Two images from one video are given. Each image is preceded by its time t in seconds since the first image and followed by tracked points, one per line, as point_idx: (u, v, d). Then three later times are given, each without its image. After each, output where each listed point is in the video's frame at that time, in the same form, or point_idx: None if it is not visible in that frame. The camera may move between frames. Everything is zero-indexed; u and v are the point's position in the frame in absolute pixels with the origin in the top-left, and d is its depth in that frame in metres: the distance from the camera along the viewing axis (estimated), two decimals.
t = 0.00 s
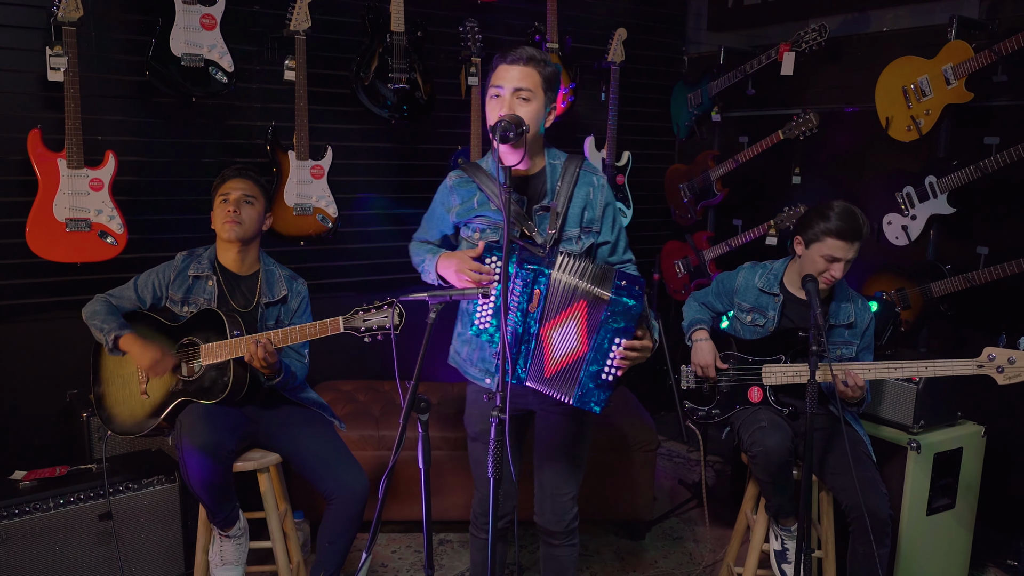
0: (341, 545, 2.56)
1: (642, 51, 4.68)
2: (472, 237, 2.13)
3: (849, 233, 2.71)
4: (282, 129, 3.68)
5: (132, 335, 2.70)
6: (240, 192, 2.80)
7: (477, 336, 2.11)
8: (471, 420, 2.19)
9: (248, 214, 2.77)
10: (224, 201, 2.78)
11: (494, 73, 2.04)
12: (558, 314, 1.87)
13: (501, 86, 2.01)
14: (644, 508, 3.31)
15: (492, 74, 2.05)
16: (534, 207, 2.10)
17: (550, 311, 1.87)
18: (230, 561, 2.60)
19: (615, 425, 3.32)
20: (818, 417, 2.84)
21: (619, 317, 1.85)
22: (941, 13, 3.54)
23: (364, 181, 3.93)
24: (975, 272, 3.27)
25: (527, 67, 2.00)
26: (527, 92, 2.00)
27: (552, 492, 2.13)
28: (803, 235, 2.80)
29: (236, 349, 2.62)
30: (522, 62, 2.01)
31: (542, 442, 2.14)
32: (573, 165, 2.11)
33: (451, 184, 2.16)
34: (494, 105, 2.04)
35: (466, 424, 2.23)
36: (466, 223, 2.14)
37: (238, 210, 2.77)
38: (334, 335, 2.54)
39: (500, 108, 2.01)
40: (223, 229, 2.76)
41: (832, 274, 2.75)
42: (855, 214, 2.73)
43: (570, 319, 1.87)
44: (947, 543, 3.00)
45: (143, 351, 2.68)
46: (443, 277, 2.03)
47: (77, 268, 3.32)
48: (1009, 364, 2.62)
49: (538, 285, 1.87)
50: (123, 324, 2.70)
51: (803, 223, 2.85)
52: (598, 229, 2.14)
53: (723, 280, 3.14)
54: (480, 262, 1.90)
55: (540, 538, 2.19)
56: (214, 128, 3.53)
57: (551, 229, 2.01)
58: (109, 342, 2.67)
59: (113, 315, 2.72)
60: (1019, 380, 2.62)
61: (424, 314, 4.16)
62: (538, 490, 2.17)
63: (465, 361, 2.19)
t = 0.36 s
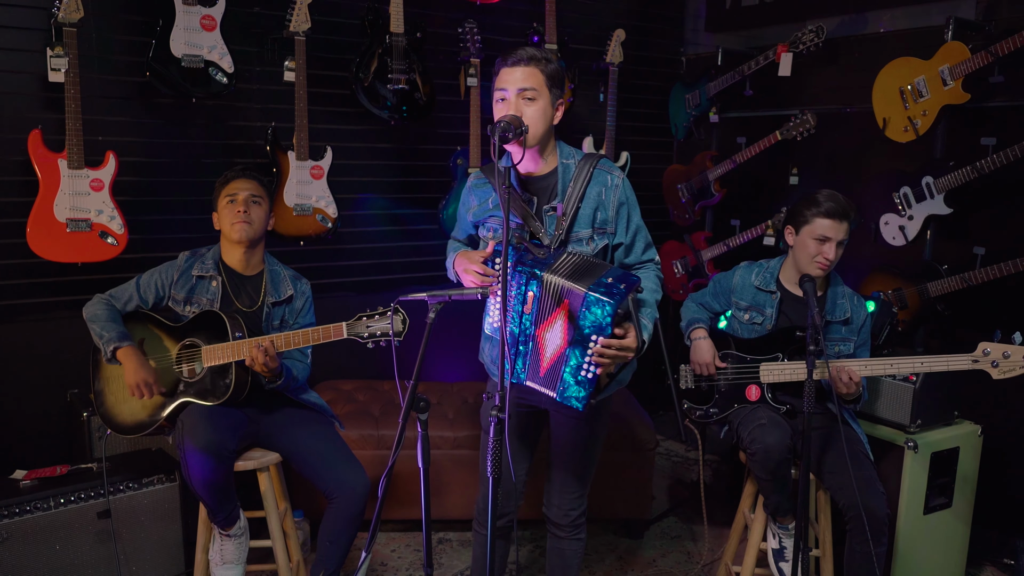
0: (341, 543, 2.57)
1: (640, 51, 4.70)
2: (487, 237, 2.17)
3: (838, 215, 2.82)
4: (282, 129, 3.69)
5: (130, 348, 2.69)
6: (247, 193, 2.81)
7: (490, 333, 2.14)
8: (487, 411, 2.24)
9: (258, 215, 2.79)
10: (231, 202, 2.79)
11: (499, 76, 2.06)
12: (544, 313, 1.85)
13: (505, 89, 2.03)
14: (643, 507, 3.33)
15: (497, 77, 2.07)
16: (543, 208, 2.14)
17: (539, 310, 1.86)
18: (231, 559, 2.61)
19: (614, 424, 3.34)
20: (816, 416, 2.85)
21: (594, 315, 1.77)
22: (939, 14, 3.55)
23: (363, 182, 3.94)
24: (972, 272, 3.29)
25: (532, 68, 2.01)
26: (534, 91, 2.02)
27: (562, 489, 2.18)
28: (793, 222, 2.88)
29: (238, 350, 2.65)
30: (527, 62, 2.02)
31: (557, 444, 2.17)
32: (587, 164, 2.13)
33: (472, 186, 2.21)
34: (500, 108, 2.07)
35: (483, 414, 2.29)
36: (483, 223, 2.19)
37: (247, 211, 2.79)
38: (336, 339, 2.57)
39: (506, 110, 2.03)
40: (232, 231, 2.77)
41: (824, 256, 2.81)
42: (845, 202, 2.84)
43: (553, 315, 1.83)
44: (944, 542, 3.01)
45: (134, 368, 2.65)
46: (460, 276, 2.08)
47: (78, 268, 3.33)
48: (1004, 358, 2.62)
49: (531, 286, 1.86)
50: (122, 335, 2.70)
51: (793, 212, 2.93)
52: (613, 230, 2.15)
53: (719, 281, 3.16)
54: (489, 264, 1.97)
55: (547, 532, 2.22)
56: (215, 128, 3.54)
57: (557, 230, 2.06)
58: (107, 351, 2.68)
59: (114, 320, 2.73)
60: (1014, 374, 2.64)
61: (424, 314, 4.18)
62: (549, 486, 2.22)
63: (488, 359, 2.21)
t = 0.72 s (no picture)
0: (342, 543, 2.59)
1: (640, 53, 4.72)
2: (484, 238, 2.19)
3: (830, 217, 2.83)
4: (283, 131, 3.71)
5: (137, 342, 2.71)
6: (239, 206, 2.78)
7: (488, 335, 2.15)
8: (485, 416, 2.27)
9: (246, 230, 2.76)
10: (225, 216, 2.79)
11: (500, 75, 2.08)
12: (544, 308, 1.89)
13: (508, 88, 2.04)
14: (642, 506, 3.34)
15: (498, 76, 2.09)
16: (542, 208, 2.15)
17: (539, 307, 1.89)
18: (232, 558, 2.63)
19: (614, 424, 3.36)
20: (816, 416, 2.87)
21: (588, 305, 1.82)
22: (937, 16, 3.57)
23: (364, 182, 3.96)
24: (971, 273, 3.30)
25: (534, 68, 2.03)
26: (537, 92, 2.04)
27: (558, 489, 2.19)
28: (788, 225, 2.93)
29: (241, 351, 2.65)
30: (528, 63, 2.04)
31: (554, 444, 2.19)
32: (583, 165, 2.15)
33: (465, 187, 2.22)
34: (502, 108, 2.07)
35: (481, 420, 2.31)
36: (479, 225, 2.21)
37: (238, 226, 2.78)
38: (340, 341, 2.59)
39: (509, 109, 2.04)
40: (227, 247, 2.79)
41: (817, 257, 2.83)
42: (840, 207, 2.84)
43: (548, 309, 1.88)
44: (942, 541, 3.03)
45: (146, 360, 2.68)
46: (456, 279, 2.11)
47: (80, 269, 3.35)
48: (1003, 360, 2.63)
49: (534, 285, 1.89)
50: (129, 330, 2.72)
51: (788, 217, 2.95)
52: (609, 230, 2.17)
53: (720, 281, 3.17)
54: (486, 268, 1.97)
55: (545, 531, 2.24)
56: (216, 129, 3.55)
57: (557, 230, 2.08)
58: (115, 346, 2.70)
59: (121, 316, 2.74)
60: (1012, 375, 2.64)
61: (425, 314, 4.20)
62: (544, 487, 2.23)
63: (483, 360, 2.23)
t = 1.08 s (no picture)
0: (342, 540, 2.62)
1: (640, 52, 4.74)
2: (472, 238, 2.19)
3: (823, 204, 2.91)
4: (285, 130, 3.73)
5: (142, 330, 2.73)
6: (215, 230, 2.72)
7: (478, 335, 2.18)
8: (467, 418, 2.24)
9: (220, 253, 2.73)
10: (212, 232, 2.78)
11: (486, 75, 2.10)
12: (562, 301, 1.92)
13: (501, 87, 2.06)
14: (642, 503, 3.37)
15: (484, 76, 2.11)
16: (528, 205, 2.15)
17: (557, 299, 1.92)
18: (234, 554, 2.65)
19: (614, 420, 3.38)
20: (814, 412, 2.89)
21: (606, 293, 1.93)
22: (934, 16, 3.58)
23: (365, 182, 3.98)
24: (968, 270, 3.33)
25: (521, 66, 2.07)
26: (529, 90, 2.08)
27: (546, 481, 2.20)
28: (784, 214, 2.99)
29: (243, 349, 2.68)
30: (514, 62, 2.07)
31: (541, 434, 2.20)
32: (559, 160, 2.18)
33: (445, 188, 2.19)
34: (495, 107, 2.07)
35: (461, 424, 2.28)
36: (463, 225, 2.19)
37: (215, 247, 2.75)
38: (341, 344, 2.60)
39: (504, 108, 2.05)
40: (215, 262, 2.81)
41: (814, 240, 2.89)
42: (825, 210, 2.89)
43: (562, 300, 1.92)
44: (940, 537, 3.05)
45: (151, 343, 2.69)
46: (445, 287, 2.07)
47: (82, 267, 3.37)
48: (999, 356, 2.63)
49: (552, 278, 1.90)
50: (135, 318, 2.76)
51: (783, 210, 3.04)
52: (587, 222, 2.22)
53: (721, 276, 3.17)
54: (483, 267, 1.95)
55: (535, 525, 2.26)
56: (218, 128, 3.57)
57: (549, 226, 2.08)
58: (121, 333, 2.73)
59: (129, 306, 2.79)
60: (1008, 372, 2.65)
61: (426, 312, 4.22)
62: (531, 481, 2.24)
63: (459, 361, 2.24)
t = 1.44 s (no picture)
0: (345, 538, 2.64)
1: (640, 53, 4.76)
2: (465, 238, 2.21)
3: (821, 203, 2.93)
4: (287, 130, 3.75)
5: (147, 326, 2.76)
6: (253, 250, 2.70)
7: (467, 333, 2.21)
8: (459, 418, 2.25)
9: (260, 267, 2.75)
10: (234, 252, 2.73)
11: (483, 75, 2.12)
12: (562, 300, 1.95)
13: (498, 86, 2.08)
14: (642, 501, 3.39)
15: (480, 76, 2.12)
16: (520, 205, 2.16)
17: (557, 299, 1.94)
18: (236, 552, 2.67)
19: (614, 419, 3.41)
20: (814, 410, 2.91)
21: (605, 295, 1.96)
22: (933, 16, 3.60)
23: (367, 182, 4.00)
24: (966, 270, 3.34)
25: (517, 67, 2.09)
26: (525, 91, 2.10)
27: (554, 480, 2.20)
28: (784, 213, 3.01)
29: (245, 350, 2.70)
30: (510, 63, 2.10)
31: (538, 434, 2.22)
32: (547, 161, 2.20)
33: (437, 190, 2.20)
34: (490, 108, 2.09)
35: (453, 424, 2.30)
36: (456, 226, 2.21)
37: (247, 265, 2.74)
38: (342, 344, 2.63)
39: (500, 107, 2.07)
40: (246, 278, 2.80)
41: (815, 238, 2.90)
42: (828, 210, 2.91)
43: (561, 301, 1.95)
44: (938, 536, 3.07)
45: (156, 340, 2.71)
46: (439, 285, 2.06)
47: (85, 267, 3.39)
48: (999, 355, 2.63)
49: (553, 279, 1.92)
50: (139, 316, 2.78)
51: (782, 209, 3.06)
52: (574, 222, 2.24)
53: (719, 276, 3.20)
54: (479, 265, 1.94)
55: (547, 528, 2.26)
56: (220, 129, 3.59)
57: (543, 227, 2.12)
58: (125, 331, 2.75)
59: (130, 305, 2.80)
60: (1008, 372, 2.65)
61: (427, 312, 4.24)
62: (539, 482, 2.24)
63: (445, 361, 2.26)
